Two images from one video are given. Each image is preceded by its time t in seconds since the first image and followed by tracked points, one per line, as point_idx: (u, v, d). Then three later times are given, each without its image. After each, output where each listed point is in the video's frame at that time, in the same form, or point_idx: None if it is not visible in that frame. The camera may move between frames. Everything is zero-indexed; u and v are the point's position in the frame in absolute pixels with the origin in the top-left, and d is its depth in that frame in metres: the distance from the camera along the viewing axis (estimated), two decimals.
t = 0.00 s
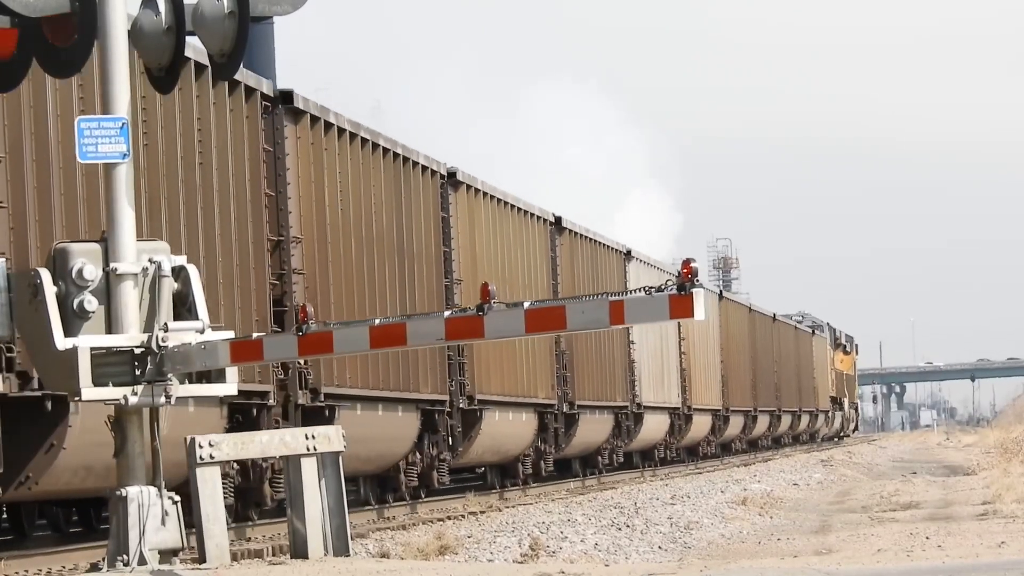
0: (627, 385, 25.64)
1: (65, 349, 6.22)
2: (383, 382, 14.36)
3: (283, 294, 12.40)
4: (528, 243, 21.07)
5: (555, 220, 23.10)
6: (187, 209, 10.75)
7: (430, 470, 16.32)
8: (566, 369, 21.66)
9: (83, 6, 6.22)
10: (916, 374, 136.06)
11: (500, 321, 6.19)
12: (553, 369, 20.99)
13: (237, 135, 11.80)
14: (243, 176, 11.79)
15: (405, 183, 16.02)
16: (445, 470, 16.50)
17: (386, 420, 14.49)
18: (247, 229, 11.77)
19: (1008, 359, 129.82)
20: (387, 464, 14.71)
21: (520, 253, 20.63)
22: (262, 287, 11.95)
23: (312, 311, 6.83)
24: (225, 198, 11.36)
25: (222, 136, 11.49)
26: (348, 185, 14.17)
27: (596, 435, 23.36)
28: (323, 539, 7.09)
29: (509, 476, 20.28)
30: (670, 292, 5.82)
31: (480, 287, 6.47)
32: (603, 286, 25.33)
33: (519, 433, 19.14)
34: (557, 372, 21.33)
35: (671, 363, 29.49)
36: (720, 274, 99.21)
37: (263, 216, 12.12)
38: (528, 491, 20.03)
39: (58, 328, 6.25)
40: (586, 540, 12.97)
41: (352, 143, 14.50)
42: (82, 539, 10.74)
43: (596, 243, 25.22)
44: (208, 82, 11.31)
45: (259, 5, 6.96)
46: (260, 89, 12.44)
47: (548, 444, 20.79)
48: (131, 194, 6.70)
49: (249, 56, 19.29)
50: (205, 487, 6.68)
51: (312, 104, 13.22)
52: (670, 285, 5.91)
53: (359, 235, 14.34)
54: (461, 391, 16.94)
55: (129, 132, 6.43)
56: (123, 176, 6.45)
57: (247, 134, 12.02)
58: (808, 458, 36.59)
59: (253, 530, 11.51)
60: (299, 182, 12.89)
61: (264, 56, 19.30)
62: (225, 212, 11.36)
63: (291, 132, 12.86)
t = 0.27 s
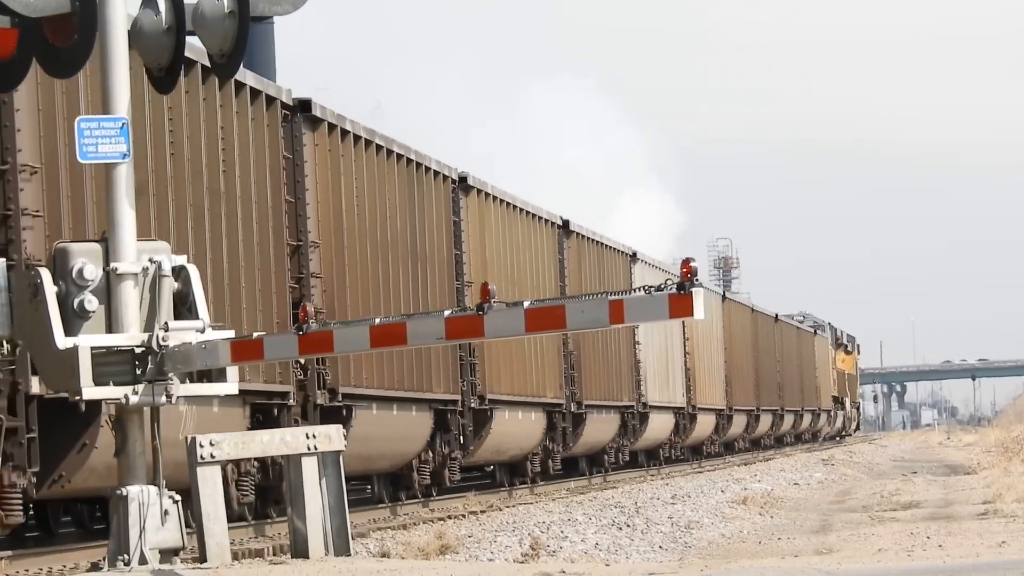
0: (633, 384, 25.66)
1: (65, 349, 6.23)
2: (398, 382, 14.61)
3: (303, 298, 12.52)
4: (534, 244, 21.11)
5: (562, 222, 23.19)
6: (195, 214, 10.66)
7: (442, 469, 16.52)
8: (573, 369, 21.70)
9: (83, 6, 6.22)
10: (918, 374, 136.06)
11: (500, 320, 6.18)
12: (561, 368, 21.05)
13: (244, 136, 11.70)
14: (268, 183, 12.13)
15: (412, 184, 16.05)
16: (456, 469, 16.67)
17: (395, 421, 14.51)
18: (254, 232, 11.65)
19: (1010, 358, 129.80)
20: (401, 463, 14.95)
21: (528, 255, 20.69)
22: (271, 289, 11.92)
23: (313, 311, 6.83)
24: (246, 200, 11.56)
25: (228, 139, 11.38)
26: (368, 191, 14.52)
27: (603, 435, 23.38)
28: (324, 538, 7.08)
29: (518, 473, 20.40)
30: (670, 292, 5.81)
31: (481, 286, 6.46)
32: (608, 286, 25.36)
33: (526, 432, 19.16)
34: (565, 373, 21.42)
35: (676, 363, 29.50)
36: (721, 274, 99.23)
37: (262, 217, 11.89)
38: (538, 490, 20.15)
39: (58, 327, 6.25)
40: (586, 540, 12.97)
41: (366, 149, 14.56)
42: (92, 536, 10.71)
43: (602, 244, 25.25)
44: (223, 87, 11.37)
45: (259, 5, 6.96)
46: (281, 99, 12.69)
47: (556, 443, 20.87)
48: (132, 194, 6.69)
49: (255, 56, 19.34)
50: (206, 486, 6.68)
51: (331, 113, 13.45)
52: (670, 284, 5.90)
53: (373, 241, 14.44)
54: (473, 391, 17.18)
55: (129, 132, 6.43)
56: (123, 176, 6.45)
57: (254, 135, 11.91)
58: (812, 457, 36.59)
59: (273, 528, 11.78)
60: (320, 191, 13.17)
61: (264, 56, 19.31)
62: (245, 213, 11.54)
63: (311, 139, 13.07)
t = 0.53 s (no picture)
0: (637, 384, 25.70)
1: (65, 348, 6.23)
2: (412, 381, 14.91)
3: (320, 301, 12.82)
4: (541, 246, 21.15)
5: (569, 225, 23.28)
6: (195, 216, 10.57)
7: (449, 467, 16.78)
8: (579, 370, 21.74)
9: (83, 6, 6.21)
10: (918, 375, 136.10)
11: (500, 320, 6.18)
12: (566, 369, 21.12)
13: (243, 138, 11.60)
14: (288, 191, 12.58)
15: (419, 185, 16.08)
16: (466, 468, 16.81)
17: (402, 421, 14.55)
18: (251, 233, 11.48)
19: (1011, 359, 129.84)
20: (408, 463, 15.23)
21: (535, 256, 20.78)
22: (272, 294, 11.86)
23: (313, 311, 6.83)
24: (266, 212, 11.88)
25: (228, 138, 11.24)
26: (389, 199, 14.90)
27: (608, 434, 23.42)
28: (323, 539, 7.08)
29: (525, 473, 20.51)
30: (670, 292, 5.81)
31: (481, 286, 6.46)
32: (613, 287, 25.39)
33: (532, 432, 19.20)
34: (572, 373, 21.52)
35: (680, 363, 29.52)
36: (721, 274, 99.27)
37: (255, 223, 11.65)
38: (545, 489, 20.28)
39: (58, 327, 6.25)
40: (586, 540, 12.98)
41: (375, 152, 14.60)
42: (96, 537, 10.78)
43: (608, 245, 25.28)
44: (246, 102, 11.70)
45: (260, 5, 6.95)
46: (300, 106, 12.96)
47: (562, 442, 20.94)
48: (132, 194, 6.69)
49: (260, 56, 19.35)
50: (205, 486, 6.68)
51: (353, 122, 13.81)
52: (671, 285, 5.90)
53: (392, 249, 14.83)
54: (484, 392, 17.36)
55: (129, 132, 6.43)
56: (123, 176, 6.45)
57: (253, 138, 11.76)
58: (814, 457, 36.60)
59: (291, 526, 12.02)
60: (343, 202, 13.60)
61: (264, 55, 19.32)
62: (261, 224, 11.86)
63: (326, 146, 13.30)
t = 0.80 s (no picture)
0: (642, 384, 25.75)
1: (65, 349, 6.22)
2: (427, 382, 15.21)
3: (337, 303, 13.35)
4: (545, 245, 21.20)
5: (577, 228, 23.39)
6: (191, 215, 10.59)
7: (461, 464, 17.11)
8: (584, 371, 21.81)
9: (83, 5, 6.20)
10: (918, 375, 136.07)
11: (501, 320, 6.17)
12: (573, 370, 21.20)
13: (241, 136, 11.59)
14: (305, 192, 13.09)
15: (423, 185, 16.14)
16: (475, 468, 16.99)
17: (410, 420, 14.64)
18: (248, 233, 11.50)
19: (1011, 359, 129.82)
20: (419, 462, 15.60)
21: (541, 257, 20.85)
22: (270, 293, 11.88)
23: (313, 311, 6.83)
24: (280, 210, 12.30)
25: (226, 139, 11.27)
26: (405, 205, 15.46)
27: (613, 434, 23.45)
28: (323, 539, 7.08)
29: (533, 473, 20.68)
30: (670, 292, 5.81)
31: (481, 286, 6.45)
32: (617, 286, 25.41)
33: (538, 432, 19.26)
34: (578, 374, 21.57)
35: (683, 364, 29.53)
36: (721, 275, 99.26)
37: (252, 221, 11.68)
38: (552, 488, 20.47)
39: (58, 326, 6.24)
40: (586, 540, 12.97)
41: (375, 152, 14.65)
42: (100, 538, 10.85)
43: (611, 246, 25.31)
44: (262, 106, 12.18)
45: (260, 5, 6.93)
46: (317, 114, 13.52)
47: (569, 443, 21.05)
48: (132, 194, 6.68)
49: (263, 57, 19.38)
50: (206, 487, 6.67)
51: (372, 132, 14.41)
52: (671, 284, 5.89)
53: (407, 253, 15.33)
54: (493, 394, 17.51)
55: (129, 132, 6.42)
56: (123, 176, 6.45)
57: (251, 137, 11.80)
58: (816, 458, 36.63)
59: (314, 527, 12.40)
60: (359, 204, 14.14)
61: (264, 55, 19.32)
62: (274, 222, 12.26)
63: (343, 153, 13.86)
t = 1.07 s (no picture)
0: (647, 384, 25.80)
1: (65, 349, 6.23)
2: (439, 384, 15.45)
3: (354, 306, 13.83)
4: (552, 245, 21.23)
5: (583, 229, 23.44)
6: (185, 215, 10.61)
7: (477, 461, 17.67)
8: (590, 370, 21.88)
9: (83, 6, 6.21)
10: (919, 375, 136.03)
11: (500, 320, 6.18)
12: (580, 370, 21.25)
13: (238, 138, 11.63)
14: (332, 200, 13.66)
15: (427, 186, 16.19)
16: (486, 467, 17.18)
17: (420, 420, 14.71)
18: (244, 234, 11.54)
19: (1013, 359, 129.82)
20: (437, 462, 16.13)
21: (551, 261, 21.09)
22: (267, 296, 11.90)
23: (313, 311, 6.83)
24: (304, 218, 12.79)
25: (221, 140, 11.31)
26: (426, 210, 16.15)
27: (620, 434, 23.51)
28: (323, 539, 7.07)
29: (541, 472, 20.86)
30: (670, 293, 5.81)
31: (481, 287, 6.46)
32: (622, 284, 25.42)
33: (544, 432, 19.33)
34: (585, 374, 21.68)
35: (687, 363, 29.54)
36: (722, 275, 99.24)
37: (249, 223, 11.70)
38: (560, 487, 20.67)
39: (58, 326, 6.24)
40: (587, 540, 12.99)
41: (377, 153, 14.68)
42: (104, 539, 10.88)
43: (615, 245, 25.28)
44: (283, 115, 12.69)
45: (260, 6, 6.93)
46: (335, 122, 13.91)
47: (575, 443, 21.17)
48: (132, 194, 6.69)
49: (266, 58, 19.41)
50: (206, 487, 6.66)
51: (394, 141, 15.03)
52: (670, 285, 5.90)
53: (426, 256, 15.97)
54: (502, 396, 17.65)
55: (129, 132, 6.42)
56: (124, 176, 6.45)
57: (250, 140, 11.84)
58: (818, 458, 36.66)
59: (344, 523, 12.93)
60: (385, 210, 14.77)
61: (264, 56, 19.32)
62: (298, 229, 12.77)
63: (361, 158, 14.28)
